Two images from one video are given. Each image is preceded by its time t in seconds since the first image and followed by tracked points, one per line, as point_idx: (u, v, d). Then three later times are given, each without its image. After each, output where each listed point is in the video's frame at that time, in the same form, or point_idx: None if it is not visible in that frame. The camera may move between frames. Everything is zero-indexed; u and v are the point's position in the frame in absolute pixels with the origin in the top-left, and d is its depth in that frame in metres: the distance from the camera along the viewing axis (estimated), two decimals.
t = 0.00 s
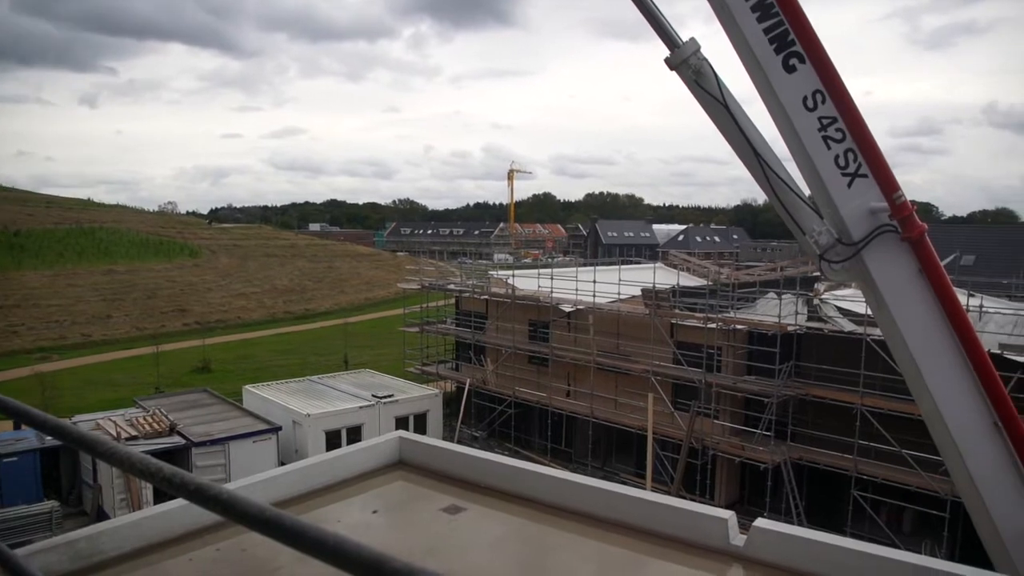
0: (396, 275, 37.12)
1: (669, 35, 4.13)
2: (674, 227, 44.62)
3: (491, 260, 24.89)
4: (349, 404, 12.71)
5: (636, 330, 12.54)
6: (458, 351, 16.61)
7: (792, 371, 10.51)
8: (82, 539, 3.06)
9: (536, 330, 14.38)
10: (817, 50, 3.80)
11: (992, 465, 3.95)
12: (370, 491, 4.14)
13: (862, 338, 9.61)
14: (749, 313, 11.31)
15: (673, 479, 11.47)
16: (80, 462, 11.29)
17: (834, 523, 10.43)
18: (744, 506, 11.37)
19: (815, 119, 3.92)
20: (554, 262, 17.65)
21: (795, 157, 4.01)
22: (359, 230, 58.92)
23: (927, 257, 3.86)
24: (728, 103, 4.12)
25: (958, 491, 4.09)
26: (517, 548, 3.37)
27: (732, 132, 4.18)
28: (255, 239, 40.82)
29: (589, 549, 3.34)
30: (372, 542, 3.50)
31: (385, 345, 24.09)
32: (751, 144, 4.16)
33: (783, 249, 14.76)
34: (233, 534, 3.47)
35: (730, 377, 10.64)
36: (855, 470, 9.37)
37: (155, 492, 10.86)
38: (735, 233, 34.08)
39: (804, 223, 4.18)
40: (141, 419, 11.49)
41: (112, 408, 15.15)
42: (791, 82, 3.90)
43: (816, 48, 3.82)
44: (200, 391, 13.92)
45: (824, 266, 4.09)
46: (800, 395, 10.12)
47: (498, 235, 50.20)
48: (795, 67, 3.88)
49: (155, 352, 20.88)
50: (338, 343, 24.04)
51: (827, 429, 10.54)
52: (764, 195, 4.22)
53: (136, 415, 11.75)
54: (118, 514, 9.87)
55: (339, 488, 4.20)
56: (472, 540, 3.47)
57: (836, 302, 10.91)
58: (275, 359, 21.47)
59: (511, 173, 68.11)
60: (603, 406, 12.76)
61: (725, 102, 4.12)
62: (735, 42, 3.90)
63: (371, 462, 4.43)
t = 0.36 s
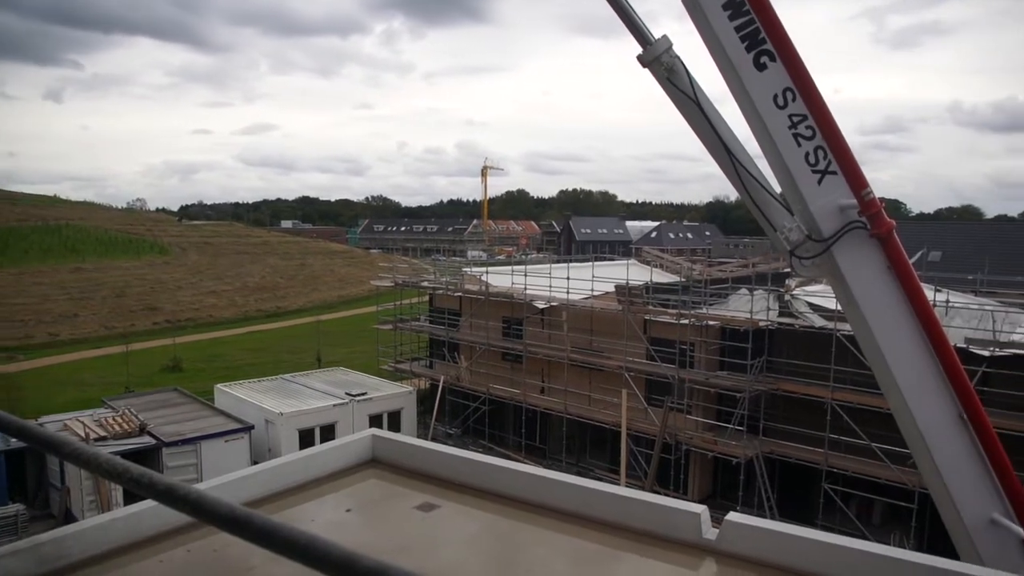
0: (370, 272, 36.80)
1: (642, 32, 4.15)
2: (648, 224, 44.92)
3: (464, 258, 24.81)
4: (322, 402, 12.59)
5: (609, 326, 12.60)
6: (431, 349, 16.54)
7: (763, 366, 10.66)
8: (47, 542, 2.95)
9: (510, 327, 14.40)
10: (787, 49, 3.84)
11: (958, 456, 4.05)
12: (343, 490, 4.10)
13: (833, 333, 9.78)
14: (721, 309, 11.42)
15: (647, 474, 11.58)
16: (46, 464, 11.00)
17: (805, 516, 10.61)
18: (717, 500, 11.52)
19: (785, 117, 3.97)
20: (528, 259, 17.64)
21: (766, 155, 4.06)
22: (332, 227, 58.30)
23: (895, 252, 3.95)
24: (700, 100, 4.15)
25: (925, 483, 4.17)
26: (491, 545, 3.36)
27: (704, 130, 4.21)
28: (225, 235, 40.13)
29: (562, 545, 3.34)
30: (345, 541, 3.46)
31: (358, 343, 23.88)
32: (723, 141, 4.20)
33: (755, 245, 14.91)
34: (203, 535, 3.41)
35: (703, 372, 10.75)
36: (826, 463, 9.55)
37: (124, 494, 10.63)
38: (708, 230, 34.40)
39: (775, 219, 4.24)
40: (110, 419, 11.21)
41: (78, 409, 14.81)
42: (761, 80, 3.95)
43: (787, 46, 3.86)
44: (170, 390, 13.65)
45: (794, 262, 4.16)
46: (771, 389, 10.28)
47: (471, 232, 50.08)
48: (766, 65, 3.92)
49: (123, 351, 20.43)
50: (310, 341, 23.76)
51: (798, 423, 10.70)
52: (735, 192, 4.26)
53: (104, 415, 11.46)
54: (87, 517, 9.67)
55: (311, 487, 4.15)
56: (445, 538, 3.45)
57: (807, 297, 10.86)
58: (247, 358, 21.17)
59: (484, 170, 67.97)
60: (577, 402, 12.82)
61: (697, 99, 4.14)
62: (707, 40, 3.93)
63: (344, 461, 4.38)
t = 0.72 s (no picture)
0: (337, 269, 36.41)
1: (610, 29, 4.16)
2: (616, 220, 45.24)
3: (433, 254, 24.71)
4: (290, 400, 12.42)
5: (578, 322, 12.67)
6: (400, 346, 16.44)
7: (730, 361, 10.82)
8: (7, 546, 2.85)
9: (479, 323, 14.39)
10: (753, 47, 3.89)
11: (919, 447, 4.15)
12: (311, 488, 4.05)
13: (798, 328, 9.96)
14: (689, 304, 11.56)
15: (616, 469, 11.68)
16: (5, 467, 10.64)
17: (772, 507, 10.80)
18: (685, 494, 11.66)
19: (751, 114, 4.02)
20: (497, 255, 17.63)
21: (733, 151, 4.11)
22: (298, 223, 57.46)
23: (858, 247, 4.03)
24: (667, 97, 4.18)
25: (888, 474, 4.26)
26: (461, 542, 3.35)
27: (672, 127, 4.25)
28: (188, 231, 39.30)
29: (533, 541, 3.34)
30: (314, 540, 3.41)
31: (327, 340, 23.62)
32: (690, 138, 4.24)
33: (722, 241, 15.12)
34: (169, 535, 3.34)
35: (671, 367, 10.87)
36: (792, 456, 9.73)
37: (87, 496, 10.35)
38: (675, 226, 34.75)
39: (742, 215, 4.30)
40: (72, 420, 10.87)
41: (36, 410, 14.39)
42: (728, 77, 3.99)
43: (753, 44, 3.92)
44: (134, 389, 13.31)
45: (760, 258, 4.22)
46: (738, 383, 10.44)
47: (440, 228, 49.87)
48: (732, 63, 3.97)
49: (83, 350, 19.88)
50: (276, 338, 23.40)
51: (765, 417, 10.89)
52: (702, 188, 4.30)
53: (66, 415, 11.11)
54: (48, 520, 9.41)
55: (278, 485, 4.09)
56: (415, 535, 3.43)
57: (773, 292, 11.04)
58: (213, 356, 20.81)
59: (453, 166, 67.72)
60: (546, 398, 12.87)
61: (664, 96, 4.17)
62: (674, 37, 3.96)
63: (313, 459, 4.33)
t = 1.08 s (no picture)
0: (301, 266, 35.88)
1: (574, 26, 4.17)
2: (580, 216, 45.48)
3: (398, 251, 24.53)
4: (253, 400, 12.19)
5: (544, 319, 12.71)
6: (365, 343, 16.29)
7: (695, 356, 10.96)
8: None
9: (445, 320, 14.35)
10: (715, 45, 3.95)
11: (878, 439, 4.26)
12: (275, 488, 3.98)
13: (761, 322, 10.14)
14: (653, 300, 11.68)
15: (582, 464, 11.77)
16: None
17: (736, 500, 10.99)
18: (651, 488, 11.81)
19: (714, 111, 4.07)
20: (463, 251, 17.56)
21: (696, 148, 4.16)
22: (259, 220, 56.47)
23: (818, 243, 4.12)
24: (630, 94, 4.21)
25: (849, 467, 4.36)
26: (428, 539, 3.33)
27: (635, 124, 4.28)
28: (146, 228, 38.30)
29: (500, 537, 3.34)
30: (277, 540, 3.36)
31: (291, 339, 23.28)
32: (654, 135, 4.28)
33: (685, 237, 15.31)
34: (128, 539, 3.25)
35: (636, 362, 10.98)
36: (755, 449, 9.91)
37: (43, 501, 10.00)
38: (639, 222, 35.07)
39: (705, 211, 4.35)
40: (27, 422, 10.47)
41: None
42: (691, 75, 4.03)
43: (715, 42, 3.97)
44: (93, 390, 12.98)
45: (723, 253, 4.28)
46: (702, 378, 10.59)
47: (405, 225, 49.52)
48: (695, 61, 4.01)
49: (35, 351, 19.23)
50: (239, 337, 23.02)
51: (729, 411, 11.07)
52: (666, 184, 4.35)
53: (20, 418, 10.71)
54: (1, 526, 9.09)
55: (241, 486, 4.01)
56: (381, 533, 3.40)
57: (737, 288, 10.96)
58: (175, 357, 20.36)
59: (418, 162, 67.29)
60: (512, 395, 12.88)
61: (627, 93, 4.20)
62: (637, 34, 3.99)
63: (276, 458, 4.26)
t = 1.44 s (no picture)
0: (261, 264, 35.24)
1: (536, 23, 4.16)
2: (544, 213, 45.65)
3: (361, 249, 24.29)
4: (214, 399, 11.94)
5: (509, 316, 12.71)
6: (329, 342, 16.09)
7: (659, 351, 11.08)
8: None
9: (409, 318, 14.27)
10: (676, 43, 3.99)
11: (836, 431, 4.36)
12: (236, 490, 3.90)
13: (722, 318, 10.30)
14: (617, 296, 11.76)
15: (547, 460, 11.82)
16: None
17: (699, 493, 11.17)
18: (616, 483, 11.93)
19: (675, 109, 4.12)
20: (426, 248, 17.47)
21: (658, 146, 4.20)
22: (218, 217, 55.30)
23: (777, 239, 4.20)
24: (593, 91, 4.23)
25: (808, 459, 4.45)
26: (394, 538, 3.31)
27: (598, 121, 4.30)
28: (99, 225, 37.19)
29: (466, 535, 3.32)
30: (240, 541, 3.29)
31: (252, 339, 22.88)
32: (616, 133, 4.31)
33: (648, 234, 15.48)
34: (86, 544, 3.15)
35: (600, 359, 11.06)
36: (718, 443, 10.08)
37: None
38: (602, 219, 35.37)
39: (667, 209, 4.40)
40: None
41: None
42: (652, 72, 4.07)
43: (676, 40, 4.01)
44: (46, 392, 12.57)
45: (685, 250, 4.34)
46: (666, 373, 10.71)
47: (368, 222, 49.07)
48: (656, 58, 4.05)
49: None
50: (198, 336, 22.55)
51: (692, 406, 11.23)
52: (629, 181, 4.38)
53: None
54: None
55: (202, 487, 3.92)
56: (344, 532, 3.37)
57: (699, 284, 11.05)
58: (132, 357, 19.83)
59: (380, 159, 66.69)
60: (476, 392, 12.87)
61: (590, 90, 4.22)
62: (599, 31, 4.01)
63: (237, 459, 4.17)
